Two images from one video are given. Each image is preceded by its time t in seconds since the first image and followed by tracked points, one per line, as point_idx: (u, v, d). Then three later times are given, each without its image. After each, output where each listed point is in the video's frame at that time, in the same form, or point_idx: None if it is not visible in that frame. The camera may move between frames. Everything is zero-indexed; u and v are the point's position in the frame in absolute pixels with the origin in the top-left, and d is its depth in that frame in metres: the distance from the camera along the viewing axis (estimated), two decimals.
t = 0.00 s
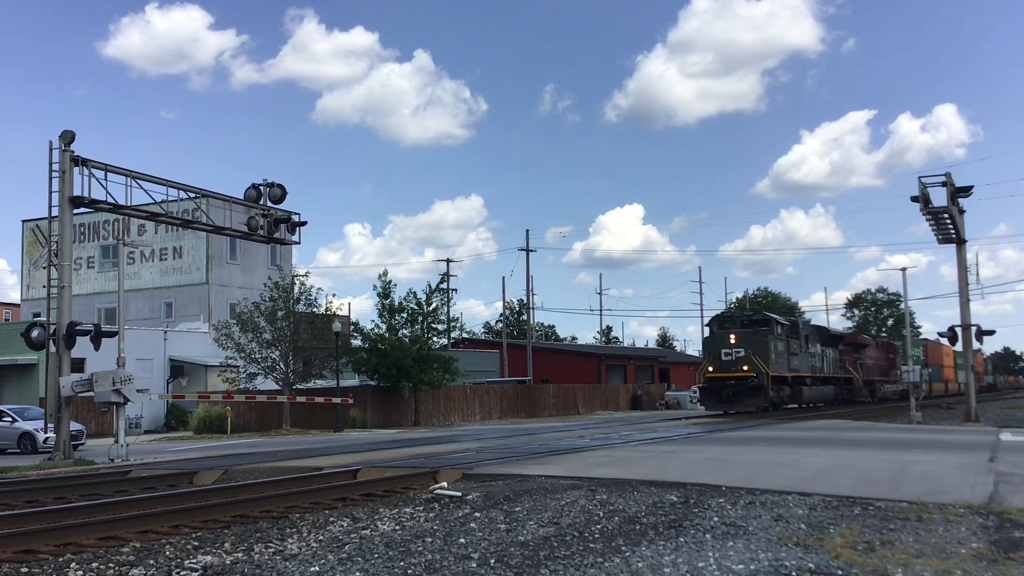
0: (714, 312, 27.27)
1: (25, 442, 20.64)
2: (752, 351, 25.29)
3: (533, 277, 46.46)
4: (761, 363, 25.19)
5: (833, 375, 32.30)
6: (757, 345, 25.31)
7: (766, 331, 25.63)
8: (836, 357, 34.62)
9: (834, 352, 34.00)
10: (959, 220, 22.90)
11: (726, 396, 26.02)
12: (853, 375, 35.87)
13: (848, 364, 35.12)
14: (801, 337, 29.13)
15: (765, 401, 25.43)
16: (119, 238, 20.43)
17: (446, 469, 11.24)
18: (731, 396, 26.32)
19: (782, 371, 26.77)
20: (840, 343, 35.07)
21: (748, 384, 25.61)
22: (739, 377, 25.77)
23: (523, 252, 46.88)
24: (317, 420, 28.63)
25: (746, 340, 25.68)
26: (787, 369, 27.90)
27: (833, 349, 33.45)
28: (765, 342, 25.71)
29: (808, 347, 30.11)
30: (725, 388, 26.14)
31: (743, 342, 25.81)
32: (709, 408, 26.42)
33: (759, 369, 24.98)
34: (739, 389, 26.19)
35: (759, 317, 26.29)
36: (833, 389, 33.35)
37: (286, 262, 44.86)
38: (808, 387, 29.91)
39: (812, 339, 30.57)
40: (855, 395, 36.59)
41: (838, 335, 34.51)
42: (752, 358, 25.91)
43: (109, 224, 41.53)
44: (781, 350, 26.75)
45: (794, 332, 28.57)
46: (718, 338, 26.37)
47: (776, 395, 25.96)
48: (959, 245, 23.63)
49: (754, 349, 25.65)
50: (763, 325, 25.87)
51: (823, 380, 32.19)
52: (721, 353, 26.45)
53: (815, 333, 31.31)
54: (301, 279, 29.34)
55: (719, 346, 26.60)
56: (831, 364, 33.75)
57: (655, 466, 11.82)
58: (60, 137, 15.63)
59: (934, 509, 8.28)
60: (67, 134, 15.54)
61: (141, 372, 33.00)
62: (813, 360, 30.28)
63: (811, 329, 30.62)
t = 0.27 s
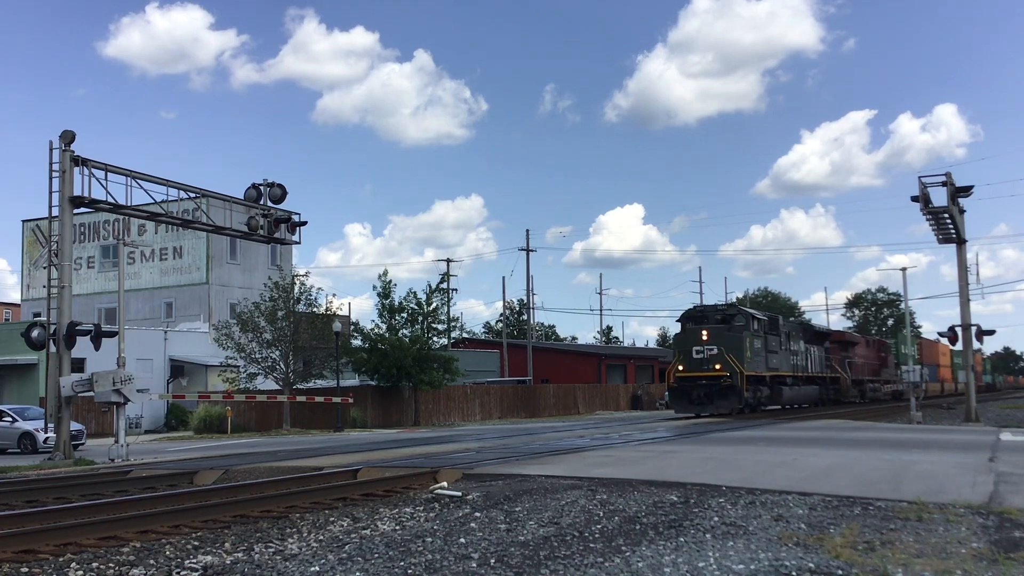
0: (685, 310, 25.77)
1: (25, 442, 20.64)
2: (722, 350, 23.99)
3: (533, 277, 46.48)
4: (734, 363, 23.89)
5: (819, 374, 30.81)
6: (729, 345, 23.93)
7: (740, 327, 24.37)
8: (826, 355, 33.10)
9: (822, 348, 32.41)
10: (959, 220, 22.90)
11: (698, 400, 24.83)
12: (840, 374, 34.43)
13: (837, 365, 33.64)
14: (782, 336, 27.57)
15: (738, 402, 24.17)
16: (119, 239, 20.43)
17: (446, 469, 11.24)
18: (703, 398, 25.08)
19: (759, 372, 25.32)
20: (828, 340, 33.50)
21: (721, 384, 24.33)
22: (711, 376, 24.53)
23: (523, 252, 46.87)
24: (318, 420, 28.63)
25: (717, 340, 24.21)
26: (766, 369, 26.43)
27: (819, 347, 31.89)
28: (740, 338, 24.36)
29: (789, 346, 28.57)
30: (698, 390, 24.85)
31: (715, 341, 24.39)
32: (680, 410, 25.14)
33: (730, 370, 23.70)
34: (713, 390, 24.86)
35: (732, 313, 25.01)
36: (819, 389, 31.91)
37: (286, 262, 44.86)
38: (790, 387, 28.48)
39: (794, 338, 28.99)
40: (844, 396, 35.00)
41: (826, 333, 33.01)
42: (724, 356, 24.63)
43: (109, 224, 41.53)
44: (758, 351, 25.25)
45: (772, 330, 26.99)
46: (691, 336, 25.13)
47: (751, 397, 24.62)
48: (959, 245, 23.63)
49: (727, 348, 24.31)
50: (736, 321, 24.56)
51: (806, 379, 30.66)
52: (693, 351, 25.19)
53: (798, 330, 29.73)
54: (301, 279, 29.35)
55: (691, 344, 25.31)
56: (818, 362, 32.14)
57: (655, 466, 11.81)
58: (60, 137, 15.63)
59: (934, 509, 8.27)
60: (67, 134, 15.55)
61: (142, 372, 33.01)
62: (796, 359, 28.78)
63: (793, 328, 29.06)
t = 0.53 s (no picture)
0: (651, 304, 24.72)
1: (25, 442, 20.65)
2: (692, 347, 22.67)
3: (533, 277, 46.50)
4: (703, 361, 22.59)
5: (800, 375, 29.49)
6: (698, 340, 22.70)
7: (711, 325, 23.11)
8: (811, 355, 31.83)
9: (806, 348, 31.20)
10: (959, 220, 22.90)
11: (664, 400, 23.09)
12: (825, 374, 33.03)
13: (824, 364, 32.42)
14: (757, 331, 26.41)
15: (707, 403, 22.73)
16: (119, 239, 20.43)
17: (446, 469, 11.25)
18: (668, 400, 23.51)
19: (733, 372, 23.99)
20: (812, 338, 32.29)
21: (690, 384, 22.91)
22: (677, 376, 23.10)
23: (523, 252, 46.90)
24: (318, 421, 28.63)
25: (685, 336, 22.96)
26: (740, 367, 25.19)
27: (801, 346, 30.69)
28: (710, 336, 23.19)
29: (767, 343, 27.40)
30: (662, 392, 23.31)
31: (683, 338, 23.16)
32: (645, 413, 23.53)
33: (701, 367, 22.41)
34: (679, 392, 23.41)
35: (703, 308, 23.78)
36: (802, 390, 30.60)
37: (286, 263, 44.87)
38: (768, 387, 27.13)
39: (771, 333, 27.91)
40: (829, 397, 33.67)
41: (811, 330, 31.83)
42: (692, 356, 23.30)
43: (109, 224, 41.53)
44: (730, 347, 24.03)
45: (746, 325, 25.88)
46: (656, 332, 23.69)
47: (722, 397, 23.24)
48: (959, 245, 23.64)
49: (696, 345, 23.05)
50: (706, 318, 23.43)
51: (788, 380, 29.35)
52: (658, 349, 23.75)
53: (777, 328, 28.61)
54: (301, 279, 29.36)
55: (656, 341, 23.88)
56: (800, 361, 30.92)
57: (655, 466, 11.82)
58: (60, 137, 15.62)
59: (934, 509, 8.28)
60: (67, 134, 15.54)
61: (142, 372, 33.01)
62: (774, 357, 27.55)
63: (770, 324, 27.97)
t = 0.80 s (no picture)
0: (612, 297, 23.86)
1: (25, 442, 20.65)
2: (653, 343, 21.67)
3: (533, 277, 46.51)
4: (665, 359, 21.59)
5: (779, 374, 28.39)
6: (659, 335, 21.74)
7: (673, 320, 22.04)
8: (793, 355, 30.75)
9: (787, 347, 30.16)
10: (959, 220, 22.91)
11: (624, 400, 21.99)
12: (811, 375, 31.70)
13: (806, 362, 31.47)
14: (729, 327, 25.41)
15: (668, 404, 21.67)
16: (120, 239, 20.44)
17: (446, 470, 11.25)
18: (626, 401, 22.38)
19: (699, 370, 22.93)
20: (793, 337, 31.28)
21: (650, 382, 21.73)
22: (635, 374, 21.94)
23: (523, 252, 46.93)
24: (318, 421, 28.63)
25: (647, 331, 22.00)
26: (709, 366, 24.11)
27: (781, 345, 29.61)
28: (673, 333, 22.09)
29: (741, 340, 26.40)
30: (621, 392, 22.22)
31: (644, 334, 22.22)
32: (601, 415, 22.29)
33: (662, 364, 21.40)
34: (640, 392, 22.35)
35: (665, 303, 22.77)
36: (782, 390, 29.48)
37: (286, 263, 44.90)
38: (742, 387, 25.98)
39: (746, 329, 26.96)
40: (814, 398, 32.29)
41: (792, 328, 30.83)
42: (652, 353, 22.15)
43: (109, 224, 41.54)
44: (697, 343, 23.03)
45: (717, 319, 24.96)
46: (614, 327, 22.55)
47: (686, 398, 22.13)
48: (959, 245, 23.65)
49: (657, 342, 22.11)
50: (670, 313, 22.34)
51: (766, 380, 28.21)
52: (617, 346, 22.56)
53: (754, 324, 27.63)
54: (301, 279, 29.37)
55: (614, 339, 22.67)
56: (780, 360, 29.86)
57: (655, 466, 11.83)
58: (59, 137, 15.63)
59: (934, 509, 8.29)
60: (66, 134, 15.56)
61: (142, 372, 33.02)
62: (749, 355, 26.51)
63: (745, 320, 27.00)
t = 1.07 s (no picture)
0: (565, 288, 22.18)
1: (25, 442, 20.65)
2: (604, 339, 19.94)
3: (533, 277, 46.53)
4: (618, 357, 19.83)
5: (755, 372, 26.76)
6: (614, 329, 20.07)
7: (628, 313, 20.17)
8: (773, 351, 29.17)
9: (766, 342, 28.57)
10: (959, 220, 22.90)
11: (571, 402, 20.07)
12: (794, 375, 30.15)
13: (787, 361, 30.20)
14: (698, 321, 23.79)
15: (622, 406, 19.92)
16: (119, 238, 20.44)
17: (446, 470, 11.25)
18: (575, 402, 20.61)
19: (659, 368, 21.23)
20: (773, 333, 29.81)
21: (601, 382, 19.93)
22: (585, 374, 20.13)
23: (523, 252, 46.95)
24: (318, 421, 28.62)
25: (601, 323, 20.31)
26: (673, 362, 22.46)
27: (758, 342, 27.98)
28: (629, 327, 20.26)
29: (711, 335, 24.83)
30: (569, 393, 20.42)
31: (597, 327, 20.55)
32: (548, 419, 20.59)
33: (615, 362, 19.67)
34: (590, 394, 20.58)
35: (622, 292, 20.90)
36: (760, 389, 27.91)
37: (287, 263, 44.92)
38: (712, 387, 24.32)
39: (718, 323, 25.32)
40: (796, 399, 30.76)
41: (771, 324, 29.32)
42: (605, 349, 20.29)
43: (109, 224, 41.54)
44: (658, 338, 21.38)
45: (684, 311, 23.34)
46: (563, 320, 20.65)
47: (642, 400, 20.36)
48: (959, 245, 23.64)
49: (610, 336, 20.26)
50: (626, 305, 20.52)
51: (740, 378, 26.54)
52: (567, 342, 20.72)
53: (727, 319, 26.04)
54: (301, 279, 29.37)
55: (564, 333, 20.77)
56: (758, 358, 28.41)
57: (654, 466, 11.82)
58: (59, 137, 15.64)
59: (934, 509, 8.29)
60: (67, 133, 15.57)
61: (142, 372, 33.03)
62: (719, 352, 24.95)
63: (717, 313, 25.39)
